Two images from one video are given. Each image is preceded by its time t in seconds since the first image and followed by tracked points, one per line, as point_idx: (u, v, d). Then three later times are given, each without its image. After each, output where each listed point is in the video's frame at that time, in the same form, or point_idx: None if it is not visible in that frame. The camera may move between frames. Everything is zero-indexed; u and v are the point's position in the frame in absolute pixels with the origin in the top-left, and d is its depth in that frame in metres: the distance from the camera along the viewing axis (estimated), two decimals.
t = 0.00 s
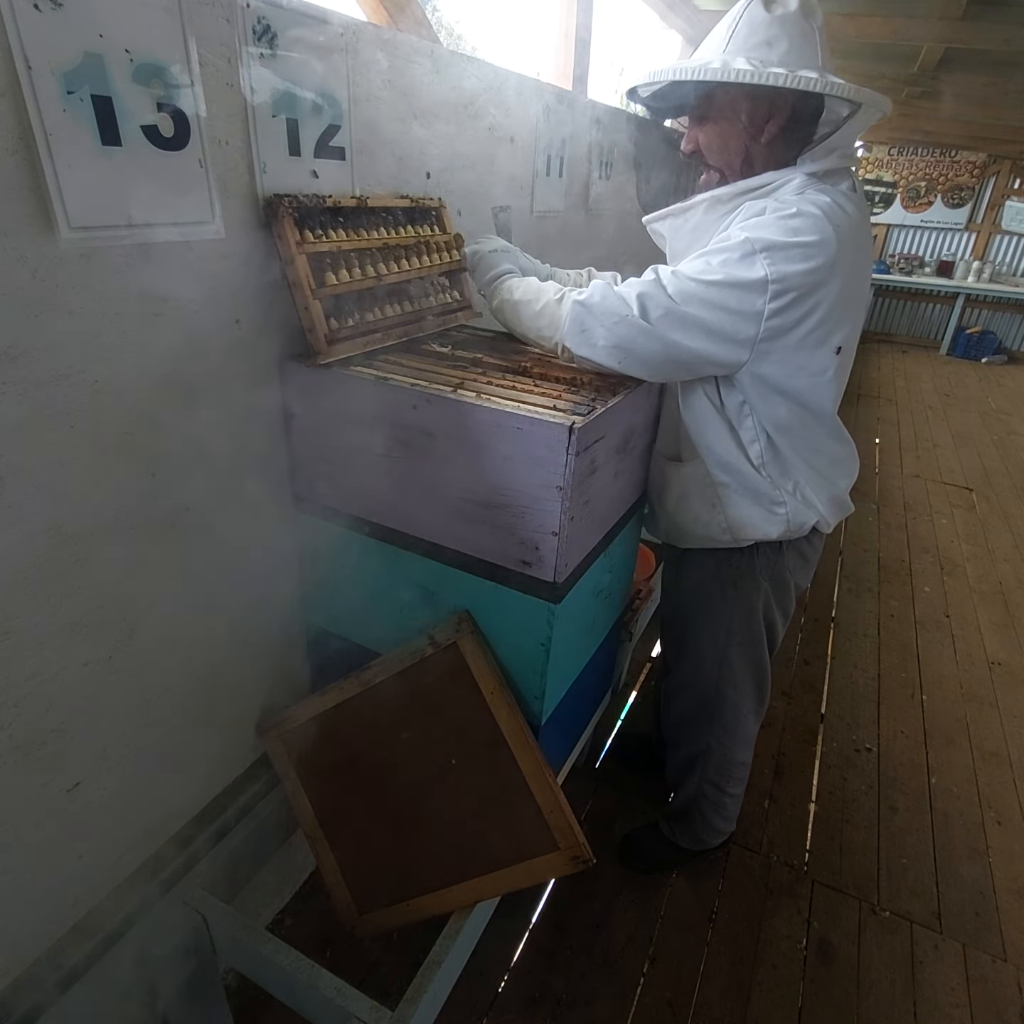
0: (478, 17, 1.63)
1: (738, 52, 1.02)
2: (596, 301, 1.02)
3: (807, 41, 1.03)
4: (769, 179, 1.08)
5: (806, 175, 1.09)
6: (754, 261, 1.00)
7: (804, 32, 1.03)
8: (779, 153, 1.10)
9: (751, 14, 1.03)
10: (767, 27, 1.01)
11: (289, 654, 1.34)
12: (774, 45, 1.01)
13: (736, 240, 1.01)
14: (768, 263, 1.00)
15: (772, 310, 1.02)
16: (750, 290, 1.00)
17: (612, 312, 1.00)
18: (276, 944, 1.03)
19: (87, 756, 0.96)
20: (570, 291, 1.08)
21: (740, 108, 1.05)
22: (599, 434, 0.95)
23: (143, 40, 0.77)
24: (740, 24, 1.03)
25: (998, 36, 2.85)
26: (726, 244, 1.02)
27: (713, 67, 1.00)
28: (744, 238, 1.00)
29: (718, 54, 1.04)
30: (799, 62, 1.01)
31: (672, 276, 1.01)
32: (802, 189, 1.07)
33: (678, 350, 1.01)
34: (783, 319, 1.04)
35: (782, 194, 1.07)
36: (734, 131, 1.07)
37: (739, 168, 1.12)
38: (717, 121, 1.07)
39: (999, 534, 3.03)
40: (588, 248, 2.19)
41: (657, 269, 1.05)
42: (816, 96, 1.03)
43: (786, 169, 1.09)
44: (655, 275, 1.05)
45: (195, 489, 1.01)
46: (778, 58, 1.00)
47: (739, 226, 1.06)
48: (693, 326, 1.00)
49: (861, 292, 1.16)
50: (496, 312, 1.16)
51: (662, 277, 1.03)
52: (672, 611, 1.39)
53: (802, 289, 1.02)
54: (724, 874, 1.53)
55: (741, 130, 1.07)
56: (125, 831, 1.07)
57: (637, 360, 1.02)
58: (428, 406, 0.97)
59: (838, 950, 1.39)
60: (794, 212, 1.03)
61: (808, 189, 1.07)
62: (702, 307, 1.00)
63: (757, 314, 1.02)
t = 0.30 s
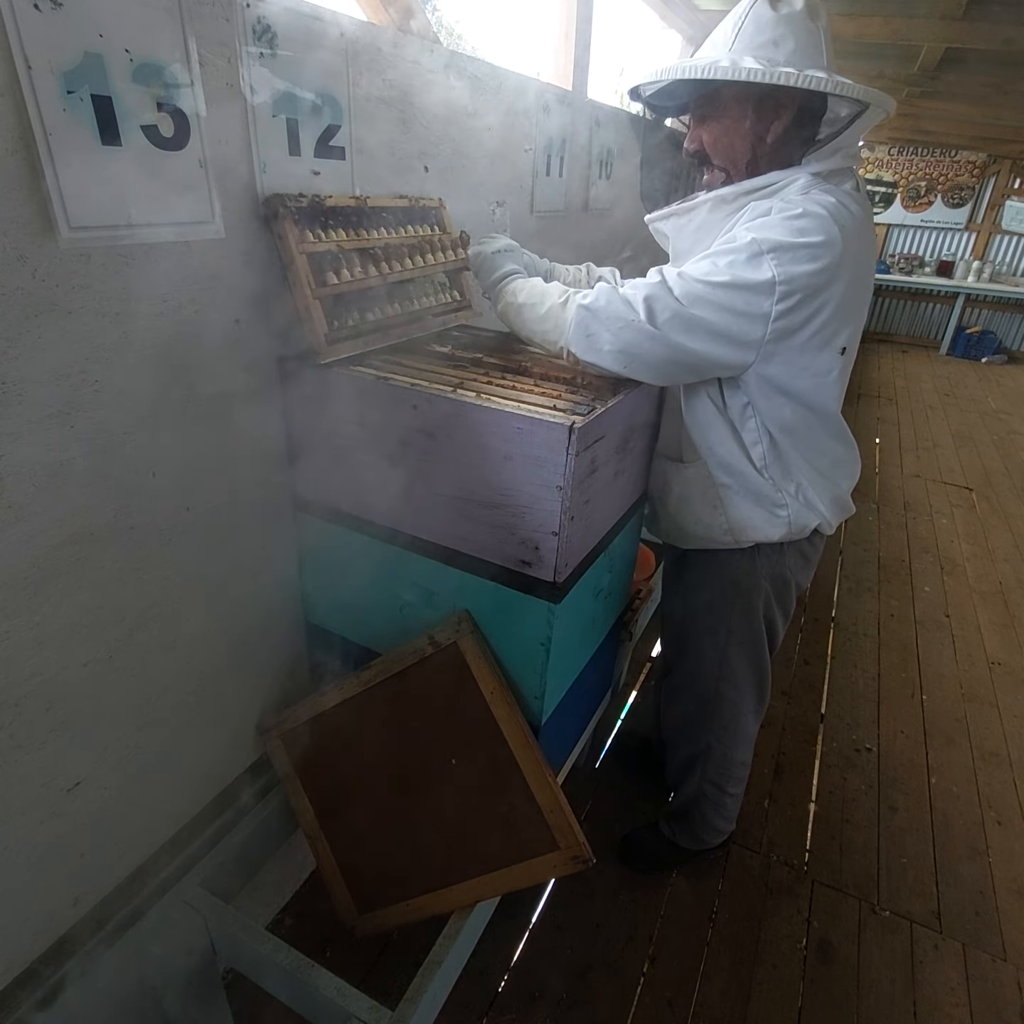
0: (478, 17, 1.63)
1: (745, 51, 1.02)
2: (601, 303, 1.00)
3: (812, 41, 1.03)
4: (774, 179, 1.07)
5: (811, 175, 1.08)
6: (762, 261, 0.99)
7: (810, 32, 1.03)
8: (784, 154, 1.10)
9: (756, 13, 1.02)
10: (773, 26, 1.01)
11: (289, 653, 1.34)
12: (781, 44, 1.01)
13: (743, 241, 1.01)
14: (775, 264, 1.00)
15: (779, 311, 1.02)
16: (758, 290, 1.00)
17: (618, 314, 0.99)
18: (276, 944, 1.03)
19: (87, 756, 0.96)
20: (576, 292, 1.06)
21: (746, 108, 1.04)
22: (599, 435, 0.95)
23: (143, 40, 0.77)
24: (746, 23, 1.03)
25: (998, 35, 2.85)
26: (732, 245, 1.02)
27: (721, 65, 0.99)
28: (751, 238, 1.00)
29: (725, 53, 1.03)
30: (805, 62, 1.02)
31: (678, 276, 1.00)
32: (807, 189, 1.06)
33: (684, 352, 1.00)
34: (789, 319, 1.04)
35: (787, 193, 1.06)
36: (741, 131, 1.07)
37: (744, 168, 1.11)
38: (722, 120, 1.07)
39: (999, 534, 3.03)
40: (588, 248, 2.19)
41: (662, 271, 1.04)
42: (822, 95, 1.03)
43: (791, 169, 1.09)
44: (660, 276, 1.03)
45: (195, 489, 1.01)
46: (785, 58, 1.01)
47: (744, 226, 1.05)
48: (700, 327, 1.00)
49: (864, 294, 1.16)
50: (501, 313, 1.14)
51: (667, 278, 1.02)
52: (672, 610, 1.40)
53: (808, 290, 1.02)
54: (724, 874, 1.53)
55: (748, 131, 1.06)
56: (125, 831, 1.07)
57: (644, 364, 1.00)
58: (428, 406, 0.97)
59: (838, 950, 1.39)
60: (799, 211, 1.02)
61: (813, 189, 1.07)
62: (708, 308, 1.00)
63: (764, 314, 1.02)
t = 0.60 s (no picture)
0: (478, 17, 1.63)
1: (753, 51, 1.01)
2: (612, 305, 1.00)
3: (819, 40, 1.03)
4: (782, 179, 1.06)
5: (819, 175, 1.08)
6: (774, 261, 0.99)
7: (817, 31, 1.03)
8: (788, 154, 1.10)
9: (764, 12, 1.02)
10: (781, 26, 1.01)
11: (290, 654, 1.34)
12: (788, 44, 1.00)
13: (754, 241, 1.00)
14: (787, 264, 0.99)
15: (790, 312, 1.02)
16: (770, 291, 0.99)
17: (629, 316, 0.98)
18: (276, 944, 1.03)
19: (87, 756, 0.96)
20: (585, 292, 1.07)
21: (751, 108, 1.04)
22: (599, 434, 0.95)
23: (143, 40, 0.77)
24: (754, 22, 1.02)
25: (998, 35, 2.85)
26: (742, 245, 1.01)
27: (730, 65, 0.98)
28: (762, 238, 1.00)
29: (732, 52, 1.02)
30: (812, 63, 1.01)
31: (689, 276, 0.99)
32: (815, 188, 1.06)
33: (695, 354, 1.00)
34: (800, 320, 1.04)
35: (795, 193, 1.06)
36: (747, 132, 1.06)
37: (749, 168, 1.11)
38: (726, 120, 1.06)
39: (999, 534, 3.03)
40: (588, 248, 2.19)
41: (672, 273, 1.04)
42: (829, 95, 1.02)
43: (799, 169, 1.08)
44: (669, 276, 1.03)
45: (195, 489, 1.01)
46: (793, 58, 1.00)
47: (753, 226, 1.05)
48: (712, 328, 0.99)
49: (870, 294, 1.16)
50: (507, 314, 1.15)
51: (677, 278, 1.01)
52: (671, 611, 1.40)
53: (818, 290, 1.02)
54: (724, 874, 1.53)
55: (754, 131, 1.06)
56: (125, 831, 1.07)
57: (655, 367, 1.00)
58: (428, 406, 0.97)
59: (837, 950, 1.39)
60: (809, 211, 1.02)
61: (821, 189, 1.06)
62: (720, 309, 0.99)
63: (775, 316, 1.02)
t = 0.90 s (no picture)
0: (479, 17, 1.63)
1: (756, 50, 1.01)
2: (640, 324, 0.95)
3: (821, 40, 1.03)
4: (788, 181, 1.06)
5: (825, 175, 1.08)
6: (797, 263, 0.98)
7: (819, 31, 1.03)
8: (789, 154, 1.10)
9: (766, 11, 1.01)
10: (784, 25, 1.01)
11: (289, 653, 1.34)
12: (791, 44, 1.00)
13: (777, 244, 0.98)
14: (810, 265, 0.98)
15: (816, 315, 1.00)
16: (796, 294, 0.98)
17: (660, 337, 0.94)
18: (276, 944, 1.03)
19: (87, 756, 0.96)
20: (604, 308, 1.00)
21: (753, 109, 1.04)
22: (599, 434, 0.95)
23: (143, 40, 0.77)
24: (756, 21, 1.02)
25: (997, 35, 2.85)
26: (765, 248, 0.99)
27: (734, 64, 0.98)
28: (784, 241, 0.98)
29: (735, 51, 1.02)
30: (815, 62, 1.01)
31: (716, 283, 0.96)
32: (822, 188, 1.06)
33: (729, 365, 0.97)
34: (824, 322, 1.02)
35: (803, 194, 1.05)
36: (750, 132, 1.06)
37: (751, 169, 1.11)
38: (729, 120, 1.06)
39: (999, 534, 3.03)
40: (588, 248, 2.19)
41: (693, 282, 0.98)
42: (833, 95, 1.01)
43: (805, 169, 1.09)
44: (690, 284, 0.99)
45: (195, 489, 1.01)
46: (797, 58, 1.00)
47: (769, 229, 1.03)
48: (745, 335, 0.96)
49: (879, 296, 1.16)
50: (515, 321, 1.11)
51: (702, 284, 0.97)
52: (671, 610, 1.40)
53: (841, 292, 1.01)
54: (724, 874, 1.53)
55: (757, 132, 1.06)
56: (125, 831, 1.07)
57: (689, 384, 0.96)
58: (428, 406, 0.97)
59: (837, 949, 1.39)
60: (821, 211, 1.01)
61: (828, 189, 1.06)
62: (751, 316, 0.96)
63: (800, 320, 1.00)
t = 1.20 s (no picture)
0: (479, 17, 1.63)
1: (760, 47, 1.01)
2: (638, 344, 0.93)
3: (825, 39, 1.03)
4: (790, 183, 1.06)
5: (826, 177, 1.08)
6: (797, 269, 0.97)
7: (822, 30, 1.03)
8: (792, 154, 1.10)
9: (771, 8, 1.01)
10: (788, 22, 1.01)
11: (289, 653, 1.34)
12: (795, 42, 1.00)
13: (777, 251, 0.97)
14: (809, 271, 0.98)
15: (813, 320, 1.00)
16: (795, 301, 0.98)
17: (662, 360, 0.93)
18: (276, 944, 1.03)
19: (87, 756, 0.96)
20: (596, 322, 0.99)
21: (757, 108, 1.03)
22: (599, 435, 0.95)
23: (143, 40, 0.77)
24: (760, 18, 1.01)
25: (997, 35, 2.85)
26: (765, 254, 0.98)
27: (738, 62, 0.97)
28: (785, 248, 0.97)
29: (739, 48, 1.01)
30: (818, 60, 1.01)
31: (717, 292, 0.94)
32: (823, 190, 1.06)
33: (727, 375, 0.97)
34: (822, 327, 1.02)
35: (804, 197, 1.05)
36: (753, 132, 1.06)
37: (753, 169, 1.10)
38: (732, 120, 1.06)
39: (999, 534, 3.03)
40: (588, 247, 2.19)
41: (692, 292, 0.96)
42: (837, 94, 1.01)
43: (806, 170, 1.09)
44: (690, 291, 0.97)
45: (195, 489, 1.01)
46: (801, 56, 1.00)
47: (770, 233, 1.02)
48: (744, 345, 0.96)
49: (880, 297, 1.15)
50: (482, 336, 1.06)
51: (704, 291, 0.95)
52: (671, 610, 1.40)
53: (840, 296, 1.01)
54: (724, 874, 1.53)
55: (760, 131, 1.06)
56: (125, 831, 1.07)
57: (684, 398, 0.97)
58: (428, 406, 0.97)
59: (837, 949, 1.39)
60: (821, 216, 1.01)
61: (829, 190, 1.06)
62: (752, 323, 0.95)
63: (799, 324, 1.01)
